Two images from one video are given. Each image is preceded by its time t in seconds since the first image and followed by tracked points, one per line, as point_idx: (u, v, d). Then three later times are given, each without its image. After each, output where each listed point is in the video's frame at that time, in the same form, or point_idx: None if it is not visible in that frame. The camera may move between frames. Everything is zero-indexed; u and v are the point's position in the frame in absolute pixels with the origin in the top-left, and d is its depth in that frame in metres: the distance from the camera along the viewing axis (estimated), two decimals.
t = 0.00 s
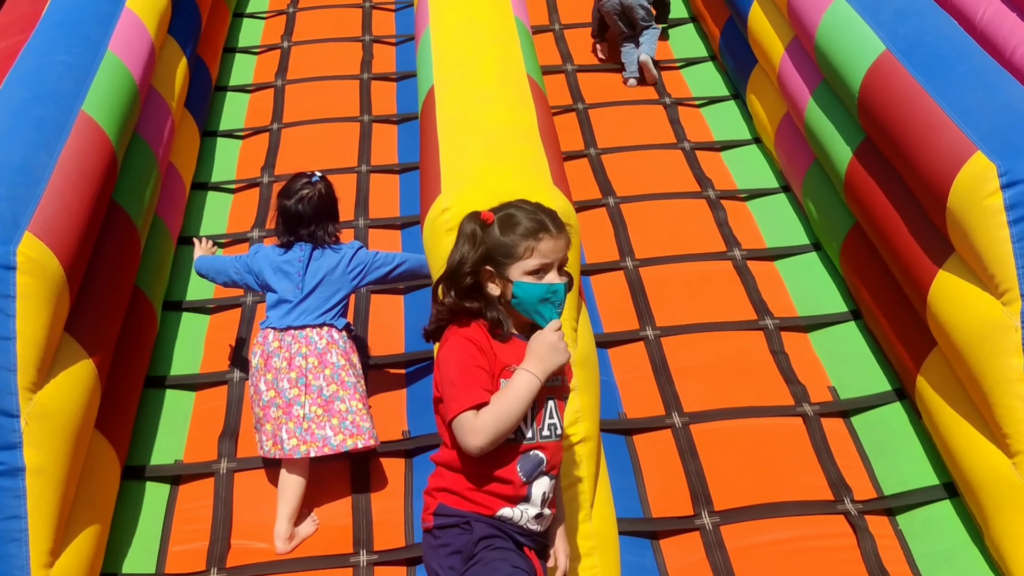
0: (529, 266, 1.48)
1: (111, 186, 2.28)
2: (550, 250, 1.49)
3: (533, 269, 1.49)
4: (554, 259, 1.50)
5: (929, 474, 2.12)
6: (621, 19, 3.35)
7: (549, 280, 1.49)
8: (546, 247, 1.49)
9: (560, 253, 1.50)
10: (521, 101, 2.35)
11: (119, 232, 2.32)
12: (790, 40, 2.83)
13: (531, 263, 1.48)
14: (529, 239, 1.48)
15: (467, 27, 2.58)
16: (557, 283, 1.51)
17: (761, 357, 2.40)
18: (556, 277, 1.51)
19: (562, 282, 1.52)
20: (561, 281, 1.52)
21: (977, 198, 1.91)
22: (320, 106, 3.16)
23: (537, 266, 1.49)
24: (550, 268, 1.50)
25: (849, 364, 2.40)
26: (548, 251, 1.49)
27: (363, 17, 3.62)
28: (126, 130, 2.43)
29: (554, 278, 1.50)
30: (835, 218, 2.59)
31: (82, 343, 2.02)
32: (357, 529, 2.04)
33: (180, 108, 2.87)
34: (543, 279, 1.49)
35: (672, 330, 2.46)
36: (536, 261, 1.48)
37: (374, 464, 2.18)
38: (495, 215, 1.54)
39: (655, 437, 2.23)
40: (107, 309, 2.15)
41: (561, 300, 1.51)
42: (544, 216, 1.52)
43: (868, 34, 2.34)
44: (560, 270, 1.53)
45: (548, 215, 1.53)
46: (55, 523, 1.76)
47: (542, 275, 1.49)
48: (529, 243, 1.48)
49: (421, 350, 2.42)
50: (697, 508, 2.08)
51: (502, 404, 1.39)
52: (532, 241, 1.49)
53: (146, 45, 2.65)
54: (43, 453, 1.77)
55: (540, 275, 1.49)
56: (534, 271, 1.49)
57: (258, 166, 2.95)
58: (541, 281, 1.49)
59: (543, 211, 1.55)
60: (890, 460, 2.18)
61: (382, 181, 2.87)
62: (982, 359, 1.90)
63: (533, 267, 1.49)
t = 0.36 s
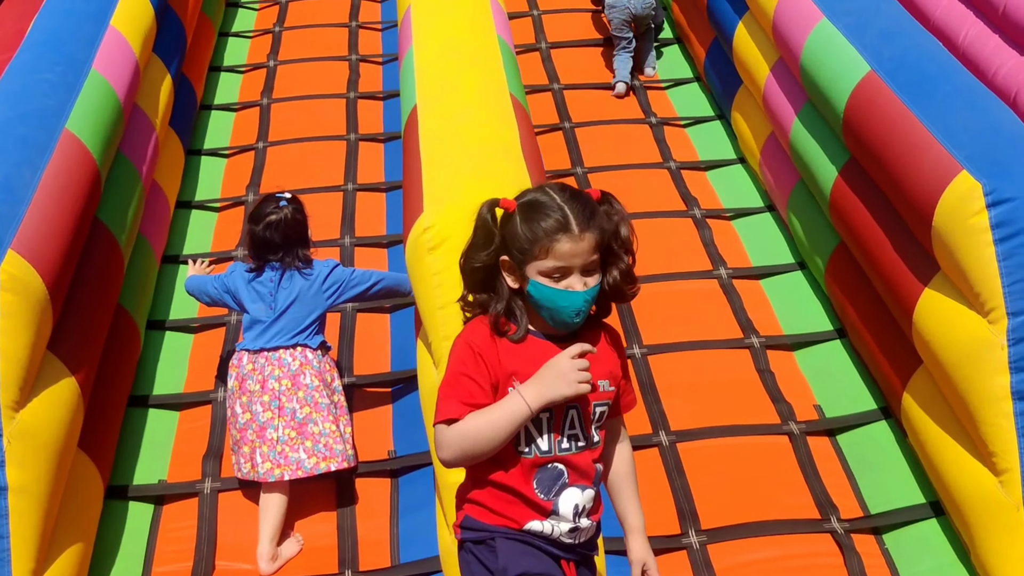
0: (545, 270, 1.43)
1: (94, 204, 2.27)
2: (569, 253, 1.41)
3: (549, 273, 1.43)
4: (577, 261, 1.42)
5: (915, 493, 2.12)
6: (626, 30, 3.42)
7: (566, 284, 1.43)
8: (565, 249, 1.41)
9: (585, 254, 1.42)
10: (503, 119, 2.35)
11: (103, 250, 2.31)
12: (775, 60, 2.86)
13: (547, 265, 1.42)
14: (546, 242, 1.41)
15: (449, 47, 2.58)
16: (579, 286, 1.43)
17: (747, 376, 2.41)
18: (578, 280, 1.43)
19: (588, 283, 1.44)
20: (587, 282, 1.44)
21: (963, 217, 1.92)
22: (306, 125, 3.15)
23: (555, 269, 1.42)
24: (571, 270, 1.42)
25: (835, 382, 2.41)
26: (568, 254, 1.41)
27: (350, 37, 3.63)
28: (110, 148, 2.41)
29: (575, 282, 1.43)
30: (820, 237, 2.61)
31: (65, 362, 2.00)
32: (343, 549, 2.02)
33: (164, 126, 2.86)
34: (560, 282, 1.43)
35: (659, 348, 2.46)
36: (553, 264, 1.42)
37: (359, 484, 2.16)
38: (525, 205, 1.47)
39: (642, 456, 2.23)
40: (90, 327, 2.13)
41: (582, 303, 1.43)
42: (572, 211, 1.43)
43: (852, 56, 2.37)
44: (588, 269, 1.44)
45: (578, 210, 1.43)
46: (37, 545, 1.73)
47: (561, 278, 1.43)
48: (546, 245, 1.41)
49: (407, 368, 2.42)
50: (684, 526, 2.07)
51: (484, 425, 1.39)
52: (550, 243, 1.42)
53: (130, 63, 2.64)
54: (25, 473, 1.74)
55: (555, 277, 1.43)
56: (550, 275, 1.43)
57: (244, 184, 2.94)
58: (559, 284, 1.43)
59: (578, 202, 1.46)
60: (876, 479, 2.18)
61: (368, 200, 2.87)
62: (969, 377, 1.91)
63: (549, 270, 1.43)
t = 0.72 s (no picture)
0: (623, 303, 1.33)
1: (95, 214, 2.27)
2: (654, 287, 1.31)
3: (628, 304, 1.33)
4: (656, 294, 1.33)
5: (914, 505, 2.12)
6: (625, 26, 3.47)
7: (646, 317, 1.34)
8: (650, 283, 1.31)
9: (669, 287, 1.33)
10: (502, 131, 2.37)
11: (103, 260, 2.32)
12: (777, 73, 2.87)
13: (627, 297, 1.32)
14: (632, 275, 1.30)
15: (449, 58, 2.59)
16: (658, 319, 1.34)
17: (745, 388, 2.41)
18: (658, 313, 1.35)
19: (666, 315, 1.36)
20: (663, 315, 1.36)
21: (963, 229, 1.93)
22: (306, 136, 3.17)
23: (636, 303, 1.33)
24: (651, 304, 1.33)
25: (833, 394, 2.41)
26: (650, 284, 1.31)
27: (351, 49, 3.65)
28: (112, 158, 2.42)
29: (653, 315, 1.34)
30: (819, 250, 2.62)
31: (65, 372, 2.00)
32: (340, 558, 2.02)
33: (165, 137, 2.87)
34: (641, 314, 1.34)
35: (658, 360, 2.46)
36: (635, 296, 1.32)
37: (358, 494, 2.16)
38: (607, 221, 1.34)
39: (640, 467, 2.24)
40: (90, 337, 2.13)
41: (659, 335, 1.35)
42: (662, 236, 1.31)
43: (853, 68, 2.39)
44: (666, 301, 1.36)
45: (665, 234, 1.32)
46: (35, 554, 1.73)
47: (640, 311, 1.34)
48: (630, 276, 1.30)
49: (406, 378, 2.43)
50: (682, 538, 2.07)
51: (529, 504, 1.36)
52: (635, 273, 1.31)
53: (133, 74, 2.66)
54: (23, 482, 1.74)
55: (633, 310, 1.33)
56: (629, 306, 1.33)
57: (244, 195, 2.95)
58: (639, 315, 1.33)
59: (665, 224, 1.34)
60: (874, 492, 2.18)
61: (368, 211, 2.88)
62: (969, 389, 1.92)
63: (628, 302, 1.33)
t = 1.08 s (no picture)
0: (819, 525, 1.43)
1: (104, 240, 2.30)
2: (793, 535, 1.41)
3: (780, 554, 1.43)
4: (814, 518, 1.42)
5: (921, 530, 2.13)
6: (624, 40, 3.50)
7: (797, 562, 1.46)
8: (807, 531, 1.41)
9: (794, 544, 1.41)
10: (508, 156, 2.38)
11: (112, 286, 2.34)
12: (779, 96, 2.89)
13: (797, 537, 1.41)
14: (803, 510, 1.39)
15: (454, 84, 2.61)
16: (806, 558, 1.46)
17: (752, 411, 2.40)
18: (813, 541, 1.45)
19: (803, 558, 1.46)
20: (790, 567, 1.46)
21: (964, 254, 1.94)
22: (313, 160, 3.19)
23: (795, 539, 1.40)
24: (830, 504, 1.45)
25: (840, 417, 2.40)
26: (768, 547, 1.41)
27: (358, 72, 3.68)
28: (121, 185, 2.45)
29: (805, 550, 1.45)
30: (824, 273, 2.62)
31: (74, 399, 2.01)
32: None
33: (174, 162, 2.90)
34: (801, 557, 1.45)
35: (664, 383, 2.46)
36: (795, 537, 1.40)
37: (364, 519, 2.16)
38: (721, 445, 1.43)
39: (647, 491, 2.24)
40: (99, 363, 2.15)
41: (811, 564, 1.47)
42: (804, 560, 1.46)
43: (854, 91, 2.40)
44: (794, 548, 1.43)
45: (783, 489, 1.38)
46: None
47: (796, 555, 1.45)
48: (787, 527, 1.39)
49: (412, 404, 2.43)
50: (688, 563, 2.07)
51: None
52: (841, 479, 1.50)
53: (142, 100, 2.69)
54: (33, 510, 1.75)
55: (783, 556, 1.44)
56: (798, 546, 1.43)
57: (252, 220, 2.97)
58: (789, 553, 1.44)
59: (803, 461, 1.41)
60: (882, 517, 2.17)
61: (375, 235, 2.90)
62: (972, 413, 1.92)
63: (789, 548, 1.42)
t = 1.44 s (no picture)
0: None
1: (115, 244, 2.31)
2: None
3: None
4: None
5: (930, 529, 2.13)
6: (626, 41, 3.53)
7: None
8: None
9: None
10: (517, 159, 2.39)
11: (124, 290, 2.35)
12: (786, 98, 2.90)
13: None
14: None
15: (463, 88, 2.63)
16: None
17: (761, 412, 2.41)
18: None
19: None
20: None
21: (973, 252, 1.95)
22: (322, 165, 3.21)
23: None
24: None
25: (849, 418, 2.41)
26: None
27: (367, 78, 3.71)
28: (132, 189, 2.47)
29: None
30: (833, 274, 2.63)
31: (87, 401, 2.03)
32: None
33: (184, 167, 2.92)
34: None
35: (673, 385, 2.47)
36: None
37: (376, 520, 2.18)
38: None
39: (656, 492, 2.25)
40: (111, 366, 2.16)
41: None
42: None
43: (863, 94, 2.41)
44: None
45: None
46: None
47: None
48: None
49: (423, 406, 2.43)
50: (698, 563, 2.08)
51: None
52: None
53: (152, 105, 2.71)
54: (47, 512, 1.77)
55: None
56: None
57: (262, 224, 2.99)
58: None
59: None
60: (891, 517, 2.18)
61: (384, 239, 2.92)
62: (980, 413, 1.92)
63: None
